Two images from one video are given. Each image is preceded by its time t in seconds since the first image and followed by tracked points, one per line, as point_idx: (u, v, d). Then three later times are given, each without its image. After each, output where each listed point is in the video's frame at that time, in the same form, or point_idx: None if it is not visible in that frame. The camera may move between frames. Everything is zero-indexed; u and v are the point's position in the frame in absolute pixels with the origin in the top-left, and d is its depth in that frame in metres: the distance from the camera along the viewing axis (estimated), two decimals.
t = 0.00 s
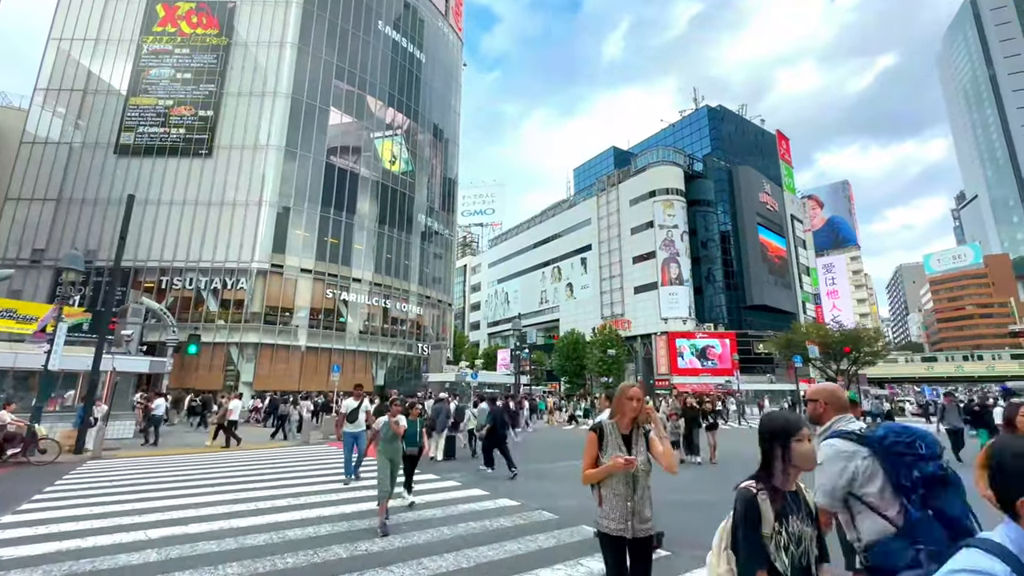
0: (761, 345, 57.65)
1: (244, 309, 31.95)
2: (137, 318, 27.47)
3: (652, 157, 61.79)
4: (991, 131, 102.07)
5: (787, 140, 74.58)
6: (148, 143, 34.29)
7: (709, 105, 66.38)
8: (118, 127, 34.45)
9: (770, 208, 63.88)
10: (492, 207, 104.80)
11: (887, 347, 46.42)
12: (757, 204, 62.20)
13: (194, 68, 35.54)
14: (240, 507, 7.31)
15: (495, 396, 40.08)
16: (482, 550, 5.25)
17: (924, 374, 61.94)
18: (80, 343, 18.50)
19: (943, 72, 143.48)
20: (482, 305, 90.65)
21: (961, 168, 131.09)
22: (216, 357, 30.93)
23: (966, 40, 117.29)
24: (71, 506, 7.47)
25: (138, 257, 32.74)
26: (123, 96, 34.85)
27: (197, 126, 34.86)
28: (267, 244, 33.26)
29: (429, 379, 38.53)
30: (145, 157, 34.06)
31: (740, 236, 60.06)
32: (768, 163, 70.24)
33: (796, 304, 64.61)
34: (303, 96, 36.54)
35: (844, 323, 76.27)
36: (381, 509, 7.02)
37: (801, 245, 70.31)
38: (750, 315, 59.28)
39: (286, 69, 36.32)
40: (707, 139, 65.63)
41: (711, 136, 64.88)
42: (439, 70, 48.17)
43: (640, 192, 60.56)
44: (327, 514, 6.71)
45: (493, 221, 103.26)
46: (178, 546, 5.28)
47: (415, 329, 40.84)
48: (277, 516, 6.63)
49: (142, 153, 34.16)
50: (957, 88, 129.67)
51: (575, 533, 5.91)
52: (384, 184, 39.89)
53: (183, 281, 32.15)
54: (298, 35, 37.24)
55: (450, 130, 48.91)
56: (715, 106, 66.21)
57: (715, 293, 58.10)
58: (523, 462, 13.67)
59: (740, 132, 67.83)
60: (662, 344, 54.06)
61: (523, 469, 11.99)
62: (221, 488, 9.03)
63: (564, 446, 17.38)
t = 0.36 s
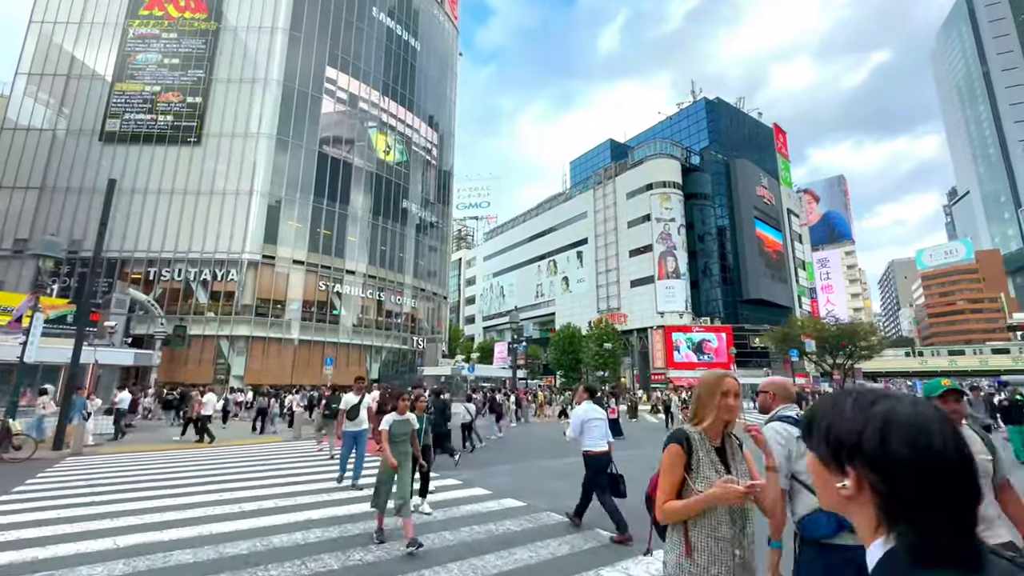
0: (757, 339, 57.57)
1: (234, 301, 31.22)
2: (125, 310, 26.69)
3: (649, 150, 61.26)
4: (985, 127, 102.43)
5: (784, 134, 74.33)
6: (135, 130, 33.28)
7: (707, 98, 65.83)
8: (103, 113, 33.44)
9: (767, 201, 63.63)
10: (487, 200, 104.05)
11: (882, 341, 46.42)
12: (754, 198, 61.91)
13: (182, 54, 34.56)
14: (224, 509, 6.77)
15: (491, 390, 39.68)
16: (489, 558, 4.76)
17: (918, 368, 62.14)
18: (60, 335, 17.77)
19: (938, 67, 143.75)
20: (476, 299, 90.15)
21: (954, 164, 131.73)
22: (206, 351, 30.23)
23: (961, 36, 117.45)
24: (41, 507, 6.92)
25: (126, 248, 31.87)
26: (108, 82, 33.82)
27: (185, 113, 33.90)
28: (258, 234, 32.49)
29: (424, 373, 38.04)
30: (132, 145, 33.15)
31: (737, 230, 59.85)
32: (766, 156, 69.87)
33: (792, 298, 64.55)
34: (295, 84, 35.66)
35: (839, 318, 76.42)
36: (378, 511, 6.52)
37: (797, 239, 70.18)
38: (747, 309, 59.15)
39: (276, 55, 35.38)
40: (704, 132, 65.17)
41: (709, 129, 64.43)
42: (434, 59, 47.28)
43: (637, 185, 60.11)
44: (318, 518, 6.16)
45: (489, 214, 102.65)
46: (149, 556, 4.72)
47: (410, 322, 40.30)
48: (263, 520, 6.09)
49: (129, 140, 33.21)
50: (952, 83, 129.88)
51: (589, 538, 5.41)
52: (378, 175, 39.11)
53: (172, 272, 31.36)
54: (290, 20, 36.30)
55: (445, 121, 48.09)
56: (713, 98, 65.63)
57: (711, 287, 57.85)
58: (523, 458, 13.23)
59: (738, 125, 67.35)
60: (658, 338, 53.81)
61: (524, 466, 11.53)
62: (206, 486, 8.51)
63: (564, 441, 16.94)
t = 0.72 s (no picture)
0: (753, 337, 57.47)
1: (223, 296, 30.33)
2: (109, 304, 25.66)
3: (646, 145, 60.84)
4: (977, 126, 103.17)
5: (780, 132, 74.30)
6: (120, 119, 32.24)
7: (704, 94, 65.51)
8: (87, 101, 32.32)
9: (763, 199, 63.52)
10: (482, 196, 103.29)
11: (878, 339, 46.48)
12: (751, 195, 61.73)
13: (169, 40, 33.51)
14: (208, 519, 6.12)
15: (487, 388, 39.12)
16: None
17: (912, 366, 62.40)
18: (38, 330, 16.90)
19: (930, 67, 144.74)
20: (471, 295, 89.52)
21: (944, 164, 132.89)
22: (194, 347, 29.36)
23: (953, 36, 118.33)
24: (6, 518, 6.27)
25: (110, 240, 30.85)
26: (92, 68, 32.69)
27: (173, 102, 32.91)
28: (248, 226, 31.62)
29: (420, 370, 37.33)
30: (117, 134, 32.12)
31: (734, 227, 59.67)
32: (762, 153, 69.74)
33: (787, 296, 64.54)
34: (287, 72, 34.72)
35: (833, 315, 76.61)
36: (382, 523, 5.91)
37: (792, 237, 70.19)
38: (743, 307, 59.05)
39: (267, 43, 34.41)
40: (701, 128, 64.91)
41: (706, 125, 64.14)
42: (429, 50, 46.38)
43: (633, 181, 59.70)
44: (314, 531, 5.56)
45: (483, 210, 101.94)
46: None
47: (404, 319, 39.57)
48: (251, 533, 5.45)
49: (114, 129, 32.14)
50: (944, 83, 130.92)
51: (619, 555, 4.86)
52: (372, 168, 38.29)
53: (159, 266, 30.39)
54: (281, 8, 35.33)
55: (441, 113, 47.23)
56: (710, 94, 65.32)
57: (707, 284, 57.65)
58: (528, 460, 12.75)
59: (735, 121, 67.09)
60: (654, 335, 53.55)
61: (529, 468, 11.07)
62: (192, 492, 7.87)
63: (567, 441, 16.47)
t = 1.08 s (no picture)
0: (746, 339, 57.54)
1: (208, 296, 29.43)
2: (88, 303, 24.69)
3: (639, 147, 60.72)
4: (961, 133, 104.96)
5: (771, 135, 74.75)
6: (101, 113, 31.27)
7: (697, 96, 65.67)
8: (67, 94, 31.30)
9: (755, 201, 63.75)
10: (473, 197, 102.86)
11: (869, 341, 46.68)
12: (743, 197, 61.88)
13: (154, 33, 32.64)
14: (182, 539, 5.49)
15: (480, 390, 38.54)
16: None
17: (900, 369, 62.93)
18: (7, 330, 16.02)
19: (915, 75, 147.29)
20: (462, 297, 88.95)
21: (929, 170, 135.20)
22: (177, 349, 28.43)
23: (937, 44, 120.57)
24: None
25: (90, 237, 29.86)
26: (73, 60, 31.69)
27: (157, 95, 31.97)
28: (235, 223, 30.76)
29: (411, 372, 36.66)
30: (98, 128, 31.12)
31: (726, 229, 59.80)
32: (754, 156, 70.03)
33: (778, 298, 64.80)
34: (276, 67, 33.96)
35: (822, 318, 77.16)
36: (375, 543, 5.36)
37: (783, 240, 70.57)
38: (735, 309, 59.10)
39: (255, 36, 33.60)
40: (694, 130, 65.09)
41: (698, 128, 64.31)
42: (422, 48, 45.82)
43: (626, 182, 59.59)
44: (301, 553, 4.99)
45: (475, 211, 101.45)
46: None
47: (395, 320, 38.92)
48: (229, 558, 4.84)
49: (95, 123, 31.13)
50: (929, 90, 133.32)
51: None
52: (363, 166, 37.61)
53: (141, 264, 29.45)
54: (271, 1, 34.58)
55: (434, 112, 46.72)
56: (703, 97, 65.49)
57: (699, 287, 57.68)
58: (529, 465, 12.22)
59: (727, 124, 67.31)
60: (647, 337, 53.38)
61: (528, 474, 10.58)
62: (165, 505, 7.24)
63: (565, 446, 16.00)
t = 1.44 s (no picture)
0: (731, 345, 57.92)
1: (184, 298, 28.23)
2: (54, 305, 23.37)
3: (627, 153, 60.87)
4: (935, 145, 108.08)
5: (755, 144, 75.81)
6: (73, 106, 29.92)
7: (683, 104, 66.28)
8: (36, 85, 29.90)
9: (740, 209, 64.44)
10: (459, 201, 102.20)
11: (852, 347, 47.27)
12: (728, 204, 62.48)
13: (130, 24, 31.41)
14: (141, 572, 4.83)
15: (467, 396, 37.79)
16: None
17: (880, 375, 64.02)
18: None
19: (891, 88, 151.52)
20: (447, 301, 88.02)
21: (905, 181, 138.90)
22: (149, 353, 27.14)
23: (912, 60, 124.23)
24: None
25: (57, 235, 28.40)
26: (43, 50, 30.32)
27: (133, 88, 30.68)
28: (214, 223, 29.60)
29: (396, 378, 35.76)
30: (68, 121, 29.73)
31: (711, 236, 60.28)
32: (738, 164, 70.90)
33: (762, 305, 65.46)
34: (259, 63, 32.98)
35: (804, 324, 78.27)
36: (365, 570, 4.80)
37: (767, 247, 71.48)
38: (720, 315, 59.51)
39: (238, 31, 32.58)
40: (680, 137, 65.69)
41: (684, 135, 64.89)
42: (410, 48, 45.14)
43: (613, 188, 59.67)
44: None
45: (461, 215, 100.82)
46: None
47: (380, 324, 37.99)
48: None
49: (65, 115, 29.71)
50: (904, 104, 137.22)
51: None
52: (349, 166, 36.78)
53: (112, 264, 28.11)
54: None
55: (421, 113, 45.96)
56: (689, 104, 66.11)
57: (685, 293, 57.91)
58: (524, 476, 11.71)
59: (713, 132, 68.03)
60: (634, 343, 53.27)
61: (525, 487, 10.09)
62: (126, 527, 6.51)
63: (559, 455, 15.49)
